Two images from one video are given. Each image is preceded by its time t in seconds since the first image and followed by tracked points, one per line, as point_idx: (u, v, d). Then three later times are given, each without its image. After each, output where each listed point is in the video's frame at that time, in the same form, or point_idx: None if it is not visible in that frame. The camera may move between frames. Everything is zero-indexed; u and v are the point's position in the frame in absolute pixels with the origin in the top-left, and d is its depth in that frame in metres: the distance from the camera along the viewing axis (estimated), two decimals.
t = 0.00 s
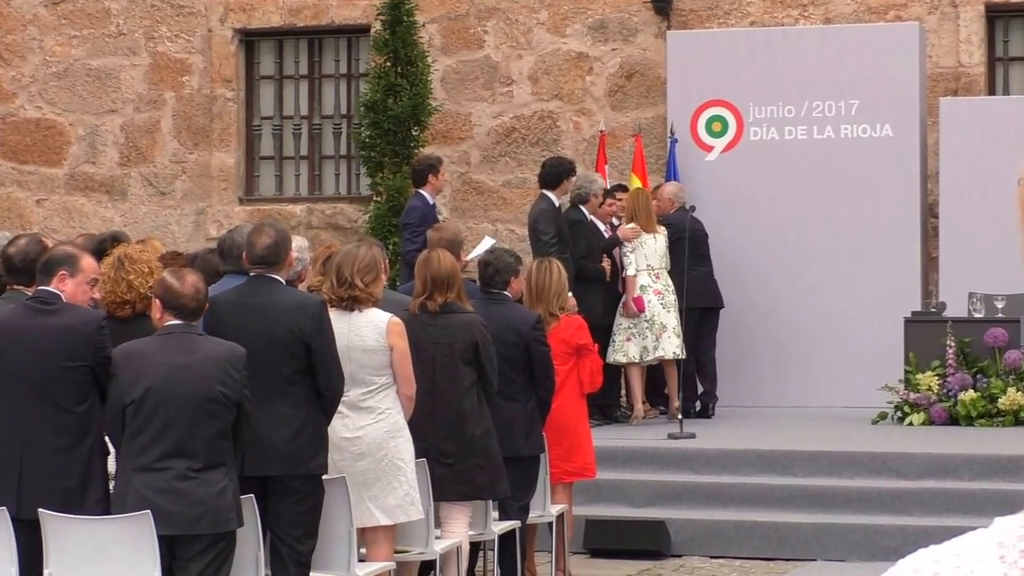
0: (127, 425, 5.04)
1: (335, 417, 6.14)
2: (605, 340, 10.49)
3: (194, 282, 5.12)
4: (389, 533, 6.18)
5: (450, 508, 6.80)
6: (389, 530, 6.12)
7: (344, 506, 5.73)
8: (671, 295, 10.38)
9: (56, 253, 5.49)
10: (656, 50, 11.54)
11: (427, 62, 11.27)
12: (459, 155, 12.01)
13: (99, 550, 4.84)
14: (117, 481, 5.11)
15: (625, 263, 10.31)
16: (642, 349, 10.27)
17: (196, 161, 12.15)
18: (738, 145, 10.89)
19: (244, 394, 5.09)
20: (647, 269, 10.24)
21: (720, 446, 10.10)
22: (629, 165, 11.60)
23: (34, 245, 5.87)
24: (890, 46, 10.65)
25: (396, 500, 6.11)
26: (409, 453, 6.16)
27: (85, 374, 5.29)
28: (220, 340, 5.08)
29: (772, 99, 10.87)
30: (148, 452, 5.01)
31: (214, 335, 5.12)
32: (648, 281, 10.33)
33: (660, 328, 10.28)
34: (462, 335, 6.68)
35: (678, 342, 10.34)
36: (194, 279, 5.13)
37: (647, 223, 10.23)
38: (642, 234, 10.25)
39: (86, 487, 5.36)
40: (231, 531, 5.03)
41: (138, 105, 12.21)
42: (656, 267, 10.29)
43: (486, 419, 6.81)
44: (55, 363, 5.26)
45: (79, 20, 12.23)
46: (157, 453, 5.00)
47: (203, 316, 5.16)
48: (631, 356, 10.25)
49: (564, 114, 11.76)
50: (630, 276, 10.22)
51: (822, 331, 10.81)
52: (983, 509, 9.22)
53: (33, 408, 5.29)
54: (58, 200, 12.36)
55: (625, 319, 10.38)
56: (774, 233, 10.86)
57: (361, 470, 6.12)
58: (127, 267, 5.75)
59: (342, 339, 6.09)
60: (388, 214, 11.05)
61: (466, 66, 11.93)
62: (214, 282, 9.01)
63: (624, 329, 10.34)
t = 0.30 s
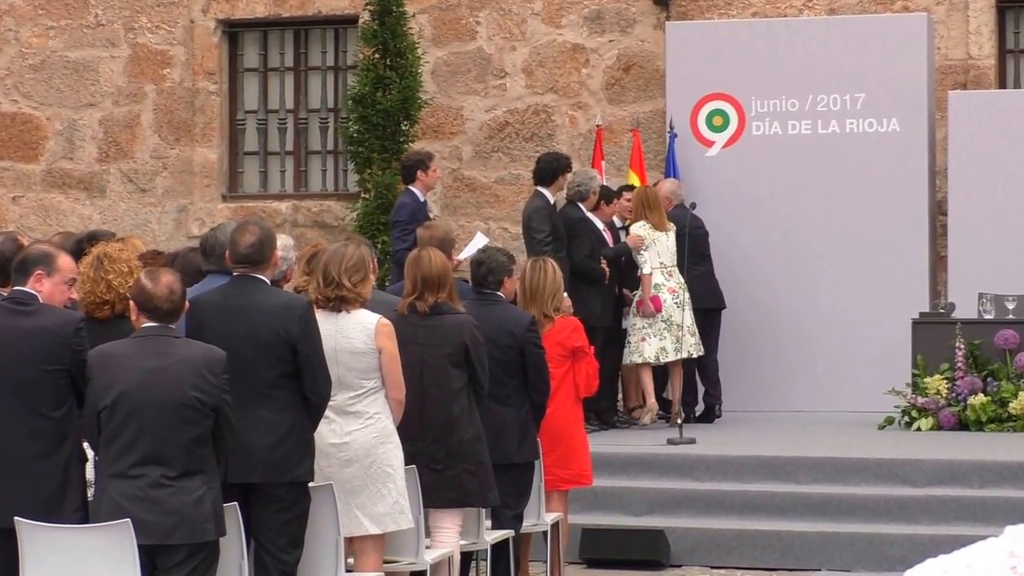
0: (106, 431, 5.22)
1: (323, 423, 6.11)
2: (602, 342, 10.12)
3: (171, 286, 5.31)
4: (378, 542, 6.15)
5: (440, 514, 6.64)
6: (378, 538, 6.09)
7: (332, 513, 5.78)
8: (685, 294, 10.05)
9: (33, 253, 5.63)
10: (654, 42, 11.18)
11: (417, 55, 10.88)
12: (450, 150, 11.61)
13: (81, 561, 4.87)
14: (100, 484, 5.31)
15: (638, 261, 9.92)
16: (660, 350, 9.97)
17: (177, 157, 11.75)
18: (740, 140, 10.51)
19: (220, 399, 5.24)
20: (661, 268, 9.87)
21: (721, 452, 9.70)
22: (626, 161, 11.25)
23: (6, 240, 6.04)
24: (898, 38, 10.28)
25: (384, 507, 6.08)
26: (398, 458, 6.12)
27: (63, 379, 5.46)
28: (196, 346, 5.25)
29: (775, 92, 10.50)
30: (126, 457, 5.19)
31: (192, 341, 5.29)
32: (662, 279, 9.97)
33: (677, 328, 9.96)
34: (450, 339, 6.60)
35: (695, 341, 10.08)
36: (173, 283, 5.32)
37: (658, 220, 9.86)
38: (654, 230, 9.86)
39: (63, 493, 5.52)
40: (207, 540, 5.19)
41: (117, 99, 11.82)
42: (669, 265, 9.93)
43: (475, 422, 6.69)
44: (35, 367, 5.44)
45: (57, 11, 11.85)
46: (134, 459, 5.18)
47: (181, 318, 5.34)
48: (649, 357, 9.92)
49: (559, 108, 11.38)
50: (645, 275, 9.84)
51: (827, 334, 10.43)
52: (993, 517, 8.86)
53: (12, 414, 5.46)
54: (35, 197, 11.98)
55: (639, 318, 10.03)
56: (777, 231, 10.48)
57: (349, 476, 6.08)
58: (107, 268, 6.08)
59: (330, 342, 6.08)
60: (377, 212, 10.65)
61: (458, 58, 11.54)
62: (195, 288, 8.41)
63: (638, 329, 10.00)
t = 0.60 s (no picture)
0: (78, 440, 5.03)
1: (310, 429, 5.90)
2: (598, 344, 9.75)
3: (134, 287, 5.07)
4: (367, 552, 5.94)
5: (431, 523, 6.31)
6: (367, 548, 5.88)
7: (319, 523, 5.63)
8: (691, 289, 9.67)
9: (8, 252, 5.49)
10: (654, 33, 10.81)
11: (408, 47, 10.49)
12: (442, 146, 11.23)
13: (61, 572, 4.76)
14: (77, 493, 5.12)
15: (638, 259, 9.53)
16: (670, 348, 9.56)
17: (158, 153, 11.37)
18: (742, 135, 10.13)
19: (194, 406, 5.00)
20: (663, 264, 9.48)
21: (723, 459, 9.30)
22: (623, 157, 10.88)
23: None
24: (907, 29, 9.91)
25: (373, 516, 5.87)
26: (387, 466, 5.92)
27: (40, 384, 5.29)
28: (170, 351, 5.02)
29: (779, 85, 10.12)
30: (97, 466, 4.98)
31: (166, 345, 5.06)
32: (665, 276, 9.57)
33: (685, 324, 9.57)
34: (441, 342, 6.25)
35: (705, 337, 9.68)
36: (137, 284, 5.08)
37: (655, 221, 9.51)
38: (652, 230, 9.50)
39: (40, 504, 5.33)
40: (181, 552, 4.94)
41: (96, 92, 11.42)
42: (671, 261, 9.54)
43: (467, 428, 6.34)
44: (10, 371, 5.27)
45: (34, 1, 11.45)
46: (106, 467, 4.96)
47: (153, 321, 5.10)
48: (662, 356, 9.52)
49: (555, 103, 11.00)
50: (648, 273, 9.45)
51: (832, 337, 10.05)
52: (1006, 527, 8.48)
53: None
54: (11, 194, 11.58)
55: (644, 318, 9.62)
56: (781, 230, 10.10)
57: (337, 485, 5.88)
58: (87, 266, 5.69)
59: (317, 346, 5.87)
60: (365, 210, 10.25)
61: (450, 50, 11.15)
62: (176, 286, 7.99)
63: (645, 329, 9.59)
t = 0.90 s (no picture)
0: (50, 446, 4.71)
1: (296, 435, 5.55)
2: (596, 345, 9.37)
3: (103, 286, 4.75)
4: (356, 563, 5.60)
5: (424, 536, 5.92)
6: (356, 560, 5.55)
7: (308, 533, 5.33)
8: (686, 291, 9.29)
9: None
10: (653, 24, 10.45)
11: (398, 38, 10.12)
12: (433, 141, 10.87)
13: None
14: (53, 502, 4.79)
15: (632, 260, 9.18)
16: (663, 353, 9.16)
17: (139, 148, 10.99)
18: (745, 130, 9.79)
19: (170, 409, 4.65)
20: (658, 265, 9.12)
21: (725, 466, 8.92)
22: (622, 152, 10.51)
23: None
24: (916, 20, 9.55)
25: (362, 526, 5.53)
26: (377, 474, 5.56)
27: (16, 389, 4.99)
28: (144, 350, 4.69)
29: (783, 78, 9.77)
30: (70, 473, 4.65)
31: (142, 345, 4.73)
32: (660, 277, 9.20)
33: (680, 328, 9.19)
34: (435, 344, 5.87)
35: (702, 341, 9.25)
36: (106, 283, 4.76)
37: (650, 220, 9.14)
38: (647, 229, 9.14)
39: (17, 513, 5.02)
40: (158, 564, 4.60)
41: (74, 85, 11.04)
42: (667, 262, 9.18)
43: (462, 434, 5.94)
44: None
45: None
46: (78, 474, 4.64)
47: (126, 322, 4.77)
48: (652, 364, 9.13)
49: (551, 96, 10.64)
50: (641, 274, 9.08)
51: (841, 339, 9.68)
52: (1020, 537, 8.10)
53: None
54: None
55: (639, 321, 9.26)
56: (788, 229, 9.73)
57: (324, 494, 5.53)
58: (64, 266, 5.35)
59: (303, 348, 5.52)
60: (353, 207, 9.88)
61: (442, 41, 10.79)
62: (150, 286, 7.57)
63: (639, 333, 9.22)
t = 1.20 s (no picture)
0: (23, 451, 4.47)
1: (280, 442, 5.28)
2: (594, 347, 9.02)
3: (80, 286, 4.50)
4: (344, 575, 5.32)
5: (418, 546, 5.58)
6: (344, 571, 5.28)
7: (292, 541, 5.11)
8: (687, 294, 8.96)
9: None
10: (653, 15, 10.09)
11: (388, 29, 9.75)
12: (424, 136, 10.55)
13: None
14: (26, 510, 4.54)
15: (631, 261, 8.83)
16: (660, 358, 8.84)
17: (118, 144, 10.63)
18: (749, 125, 9.47)
19: (149, 411, 4.41)
20: (658, 266, 8.78)
21: (728, 474, 8.55)
22: (620, 148, 10.16)
23: None
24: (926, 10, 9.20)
25: (351, 536, 5.26)
26: (366, 481, 5.29)
27: None
28: (122, 351, 4.45)
29: (788, 71, 9.44)
30: (44, 480, 4.41)
31: (121, 347, 4.50)
32: (659, 279, 8.87)
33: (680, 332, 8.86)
34: (433, 348, 5.54)
35: (699, 347, 8.96)
36: (84, 283, 4.51)
37: (650, 218, 8.81)
38: (647, 228, 8.80)
39: None
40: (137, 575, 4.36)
41: (50, 78, 10.68)
42: (667, 263, 8.84)
43: (461, 441, 5.59)
44: None
45: None
46: (53, 481, 4.40)
47: (103, 324, 4.52)
48: (650, 368, 8.80)
49: (546, 89, 10.30)
50: (641, 276, 8.75)
51: (851, 340, 9.34)
52: None
53: None
54: None
55: (637, 324, 8.95)
56: (796, 226, 9.40)
57: (311, 503, 5.26)
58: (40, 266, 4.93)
59: (289, 352, 5.26)
60: (341, 205, 9.51)
61: (433, 32, 10.48)
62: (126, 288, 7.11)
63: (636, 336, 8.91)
